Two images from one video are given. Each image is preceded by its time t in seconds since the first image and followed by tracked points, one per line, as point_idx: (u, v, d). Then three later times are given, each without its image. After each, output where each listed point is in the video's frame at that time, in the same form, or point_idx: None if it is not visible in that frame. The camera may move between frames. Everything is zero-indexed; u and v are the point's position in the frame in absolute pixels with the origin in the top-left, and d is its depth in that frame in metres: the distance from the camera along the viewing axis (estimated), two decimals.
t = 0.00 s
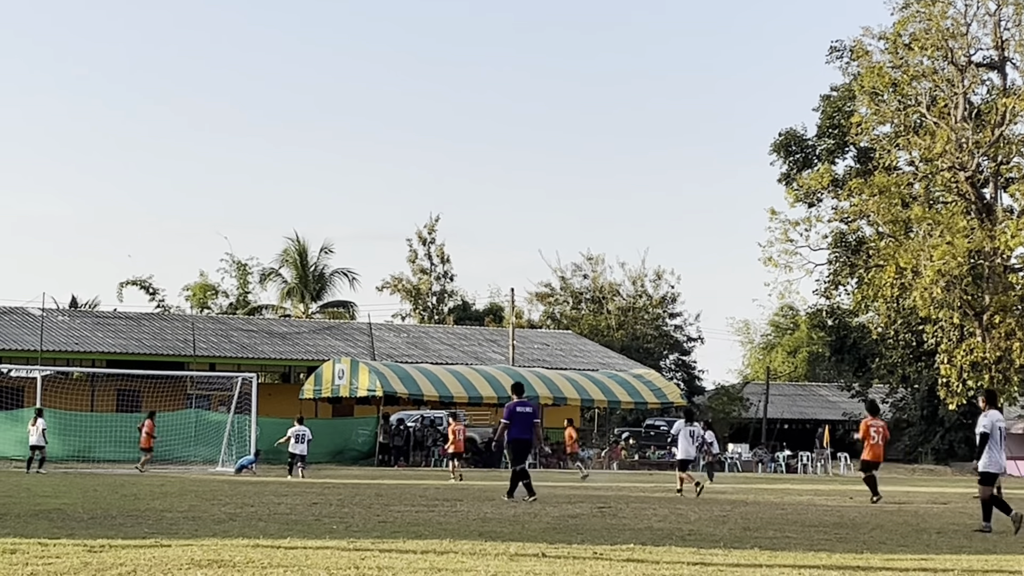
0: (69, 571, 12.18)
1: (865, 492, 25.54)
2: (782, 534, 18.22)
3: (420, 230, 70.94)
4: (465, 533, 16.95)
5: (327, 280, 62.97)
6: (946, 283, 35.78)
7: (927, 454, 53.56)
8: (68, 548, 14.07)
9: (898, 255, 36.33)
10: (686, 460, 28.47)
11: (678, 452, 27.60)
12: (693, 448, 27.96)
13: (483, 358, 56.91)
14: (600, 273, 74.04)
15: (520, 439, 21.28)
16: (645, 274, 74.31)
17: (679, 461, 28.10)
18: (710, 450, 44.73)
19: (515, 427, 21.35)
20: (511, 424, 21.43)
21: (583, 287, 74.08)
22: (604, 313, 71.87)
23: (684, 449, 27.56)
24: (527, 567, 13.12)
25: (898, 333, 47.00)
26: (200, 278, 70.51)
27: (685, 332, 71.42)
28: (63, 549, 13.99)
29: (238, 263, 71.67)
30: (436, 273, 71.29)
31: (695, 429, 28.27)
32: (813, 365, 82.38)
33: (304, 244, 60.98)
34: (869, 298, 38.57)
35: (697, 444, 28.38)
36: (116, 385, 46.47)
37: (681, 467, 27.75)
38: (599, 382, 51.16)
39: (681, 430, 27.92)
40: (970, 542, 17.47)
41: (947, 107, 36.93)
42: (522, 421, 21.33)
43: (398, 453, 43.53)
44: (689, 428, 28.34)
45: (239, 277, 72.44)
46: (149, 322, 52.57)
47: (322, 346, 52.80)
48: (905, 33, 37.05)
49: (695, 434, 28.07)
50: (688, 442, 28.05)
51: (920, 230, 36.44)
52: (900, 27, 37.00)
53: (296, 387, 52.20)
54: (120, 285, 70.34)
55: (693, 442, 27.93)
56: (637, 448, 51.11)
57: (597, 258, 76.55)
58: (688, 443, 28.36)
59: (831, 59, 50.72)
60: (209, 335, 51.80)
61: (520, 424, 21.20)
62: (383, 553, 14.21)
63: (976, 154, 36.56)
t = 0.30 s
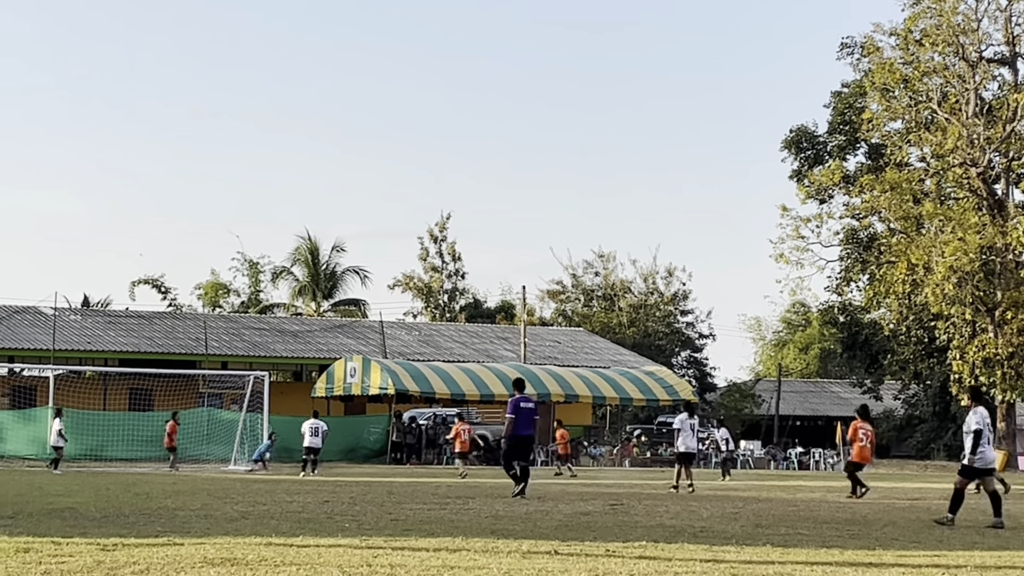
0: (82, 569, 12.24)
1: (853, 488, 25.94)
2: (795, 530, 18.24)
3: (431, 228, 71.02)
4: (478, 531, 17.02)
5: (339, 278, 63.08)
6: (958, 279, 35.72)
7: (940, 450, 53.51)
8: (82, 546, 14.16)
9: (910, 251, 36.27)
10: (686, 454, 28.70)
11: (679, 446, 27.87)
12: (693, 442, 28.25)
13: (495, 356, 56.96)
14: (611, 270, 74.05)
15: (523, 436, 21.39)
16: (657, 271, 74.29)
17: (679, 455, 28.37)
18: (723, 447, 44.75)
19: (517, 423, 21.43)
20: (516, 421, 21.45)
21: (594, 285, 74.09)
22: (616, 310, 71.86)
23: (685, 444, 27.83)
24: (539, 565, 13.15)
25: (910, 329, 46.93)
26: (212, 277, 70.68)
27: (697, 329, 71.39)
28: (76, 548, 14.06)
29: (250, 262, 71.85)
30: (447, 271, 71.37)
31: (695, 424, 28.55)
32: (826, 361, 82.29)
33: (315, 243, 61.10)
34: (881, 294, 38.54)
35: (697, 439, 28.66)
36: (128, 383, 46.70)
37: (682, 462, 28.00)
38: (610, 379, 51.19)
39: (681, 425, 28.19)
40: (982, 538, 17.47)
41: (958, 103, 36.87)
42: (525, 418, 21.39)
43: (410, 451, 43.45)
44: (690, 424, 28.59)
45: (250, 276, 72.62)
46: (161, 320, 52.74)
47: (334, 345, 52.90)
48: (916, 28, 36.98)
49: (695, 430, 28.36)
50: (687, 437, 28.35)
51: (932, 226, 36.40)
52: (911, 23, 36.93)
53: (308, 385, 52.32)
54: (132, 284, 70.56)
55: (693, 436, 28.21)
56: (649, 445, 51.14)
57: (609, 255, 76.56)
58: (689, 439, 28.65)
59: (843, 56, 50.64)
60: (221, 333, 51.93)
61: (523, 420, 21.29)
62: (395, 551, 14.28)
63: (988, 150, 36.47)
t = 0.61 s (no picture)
0: (99, 566, 12.34)
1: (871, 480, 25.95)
2: (811, 525, 18.28)
3: (446, 225, 71.13)
4: (493, 526, 17.09)
5: (354, 274, 63.21)
6: (973, 273, 35.65)
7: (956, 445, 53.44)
8: (99, 543, 14.28)
9: (925, 246, 36.21)
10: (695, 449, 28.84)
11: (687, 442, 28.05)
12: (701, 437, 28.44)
13: (510, 352, 57.03)
14: (626, 266, 74.03)
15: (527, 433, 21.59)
16: (672, 266, 74.27)
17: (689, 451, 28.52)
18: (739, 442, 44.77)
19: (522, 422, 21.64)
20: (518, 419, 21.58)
21: (609, 280, 74.06)
22: (631, 305, 71.86)
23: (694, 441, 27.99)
24: (554, 561, 13.20)
25: (925, 324, 46.85)
26: (227, 274, 70.89)
27: (712, 324, 71.35)
28: (93, 545, 14.17)
29: (265, 258, 72.05)
30: (462, 267, 71.45)
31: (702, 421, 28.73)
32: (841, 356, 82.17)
33: (330, 239, 61.23)
34: (896, 289, 38.52)
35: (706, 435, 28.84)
36: (145, 380, 46.97)
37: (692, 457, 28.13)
38: (625, 374, 51.22)
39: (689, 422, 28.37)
40: (997, 532, 17.48)
41: (973, 97, 36.77)
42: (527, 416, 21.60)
43: (426, 447, 43.50)
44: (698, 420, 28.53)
45: (266, 272, 72.81)
46: (176, 317, 52.94)
47: (349, 341, 53.05)
48: (930, 23, 36.89)
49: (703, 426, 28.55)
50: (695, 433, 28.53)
51: (947, 220, 36.33)
52: (925, 17, 36.84)
53: (324, 382, 52.47)
54: (148, 281, 70.82)
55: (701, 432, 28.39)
56: (665, 441, 51.20)
57: (624, 250, 76.55)
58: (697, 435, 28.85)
59: (857, 50, 50.52)
60: (237, 330, 52.10)
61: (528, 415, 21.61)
62: (411, 547, 14.35)
63: (1003, 144, 36.39)
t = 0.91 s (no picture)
0: (116, 562, 12.40)
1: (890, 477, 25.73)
2: (828, 520, 18.28)
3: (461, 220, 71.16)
4: (510, 521, 17.13)
5: (369, 270, 63.33)
6: (990, 267, 35.54)
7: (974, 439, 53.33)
8: (116, 539, 14.36)
9: (941, 239, 36.09)
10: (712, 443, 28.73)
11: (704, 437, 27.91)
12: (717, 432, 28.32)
13: (527, 348, 57.08)
14: (642, 261, 73.97)
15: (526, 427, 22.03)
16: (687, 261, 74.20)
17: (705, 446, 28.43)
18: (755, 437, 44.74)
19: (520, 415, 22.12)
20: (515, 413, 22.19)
21: (625, 275, 74.02)
22: (646, 300, 71.82)
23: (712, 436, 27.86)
24: (571, 556, 13.25)
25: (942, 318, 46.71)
26: (243, 270, 71.09)
27: (728, 319, 71.23)
28: (109, 541, 14.24)
29: (281, 254, 72.24)
30: (478, 263, 71.51)
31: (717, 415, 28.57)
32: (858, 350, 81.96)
33: (345, 235, 61.36)
34: (913, 283, 38.45)
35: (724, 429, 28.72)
36: (162, 378, 46.79)
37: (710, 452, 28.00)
38: (641, 369, 51.19)
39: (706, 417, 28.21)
40: (1015, 527, 17.46)
41: (990, 90, 36.63)
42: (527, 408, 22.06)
43: (442, 442, 43.50)
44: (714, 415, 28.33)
45: (282, 268, 73.00)
46: (192, 314, 53.12)
47: (365, 337, 53.17)
48: (946, 16, 36.77)
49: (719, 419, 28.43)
50: (711, 427, 28.41)
51: (963, 214, 36.23)
52: (942, 10, 36.74)
53: (340, 378, 52.61)
54: (164, 278, 71.08)
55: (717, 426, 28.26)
56: (681, 436, 51.14)
57: (639, 246, 76.50)
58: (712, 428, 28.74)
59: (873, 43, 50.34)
60: (252, 327, 52.26)
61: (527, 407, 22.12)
62: (428, 543, 14.40)
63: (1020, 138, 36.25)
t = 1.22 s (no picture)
0: (135, 558, 12.51)
1: (913, 472, 25.34)
2: (846, 513, 18.30)
3: (478, 215, 71.19)
4: (528, 516, 17.18)
5: (386, 265, 63.48)
6: (1008, 260, 35.43)
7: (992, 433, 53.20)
8: (134, 534, 14.48)
9: (959, 232, 35.97)
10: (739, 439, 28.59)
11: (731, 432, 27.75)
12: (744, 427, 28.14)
13: (544, 342, 57.15)
14: (659, 255, 73.91)
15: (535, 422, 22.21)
16: (704, 254, 74.15)
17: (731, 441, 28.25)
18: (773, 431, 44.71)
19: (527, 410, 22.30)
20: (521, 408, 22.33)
21: (642, 269, 73.97)
22: (663, 294, 71.77)
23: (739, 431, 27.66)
24: (589, 550, 13.30)
25: (960, 311, 46.56)
26: (260, 265, 71.32)
27: (745, 313, 71.14)
28: (128, 536, 14.37)
29: (298, 249, 72.46)
30: (495, 257, 71.59)
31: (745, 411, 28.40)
32: (876, 344, 81.79)
33: (362, 230, 61.50)
34: (930, 276, 38.41)
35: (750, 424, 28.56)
36: (179, 372, 47.18)
37: (737, 447, 27.80)
38: (658, 363, 51.19)
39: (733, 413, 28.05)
40: None
41: (1008, 83, 36.49)
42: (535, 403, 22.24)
43: (459, 437, 43.62)
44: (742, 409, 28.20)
45: (299, 263, 73.24)
46: (210, 309, 53.35)
47: (383, 332, 53.32)
48: (964, 8, 36.68)
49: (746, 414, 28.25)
50: (740, 422, 28.24)
51: (981, 207, 36.13)
52: (959, 2, 36.65)
53: (357, 372, 52.78)
54: (182, 273, 71.37)
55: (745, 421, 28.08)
56: (698, 430, 51.08)
57: (656, 240, 76.43)
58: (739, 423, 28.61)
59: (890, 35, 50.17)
60: (270, 321, 52.46)
61: (537, 403, 22.31)
62: (445, 537, 14.48)
63: None
